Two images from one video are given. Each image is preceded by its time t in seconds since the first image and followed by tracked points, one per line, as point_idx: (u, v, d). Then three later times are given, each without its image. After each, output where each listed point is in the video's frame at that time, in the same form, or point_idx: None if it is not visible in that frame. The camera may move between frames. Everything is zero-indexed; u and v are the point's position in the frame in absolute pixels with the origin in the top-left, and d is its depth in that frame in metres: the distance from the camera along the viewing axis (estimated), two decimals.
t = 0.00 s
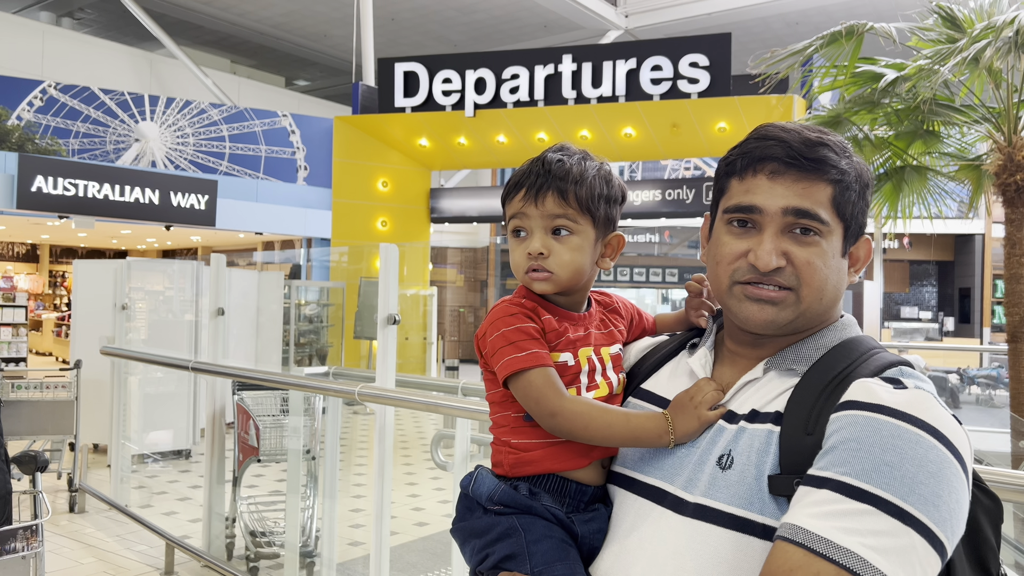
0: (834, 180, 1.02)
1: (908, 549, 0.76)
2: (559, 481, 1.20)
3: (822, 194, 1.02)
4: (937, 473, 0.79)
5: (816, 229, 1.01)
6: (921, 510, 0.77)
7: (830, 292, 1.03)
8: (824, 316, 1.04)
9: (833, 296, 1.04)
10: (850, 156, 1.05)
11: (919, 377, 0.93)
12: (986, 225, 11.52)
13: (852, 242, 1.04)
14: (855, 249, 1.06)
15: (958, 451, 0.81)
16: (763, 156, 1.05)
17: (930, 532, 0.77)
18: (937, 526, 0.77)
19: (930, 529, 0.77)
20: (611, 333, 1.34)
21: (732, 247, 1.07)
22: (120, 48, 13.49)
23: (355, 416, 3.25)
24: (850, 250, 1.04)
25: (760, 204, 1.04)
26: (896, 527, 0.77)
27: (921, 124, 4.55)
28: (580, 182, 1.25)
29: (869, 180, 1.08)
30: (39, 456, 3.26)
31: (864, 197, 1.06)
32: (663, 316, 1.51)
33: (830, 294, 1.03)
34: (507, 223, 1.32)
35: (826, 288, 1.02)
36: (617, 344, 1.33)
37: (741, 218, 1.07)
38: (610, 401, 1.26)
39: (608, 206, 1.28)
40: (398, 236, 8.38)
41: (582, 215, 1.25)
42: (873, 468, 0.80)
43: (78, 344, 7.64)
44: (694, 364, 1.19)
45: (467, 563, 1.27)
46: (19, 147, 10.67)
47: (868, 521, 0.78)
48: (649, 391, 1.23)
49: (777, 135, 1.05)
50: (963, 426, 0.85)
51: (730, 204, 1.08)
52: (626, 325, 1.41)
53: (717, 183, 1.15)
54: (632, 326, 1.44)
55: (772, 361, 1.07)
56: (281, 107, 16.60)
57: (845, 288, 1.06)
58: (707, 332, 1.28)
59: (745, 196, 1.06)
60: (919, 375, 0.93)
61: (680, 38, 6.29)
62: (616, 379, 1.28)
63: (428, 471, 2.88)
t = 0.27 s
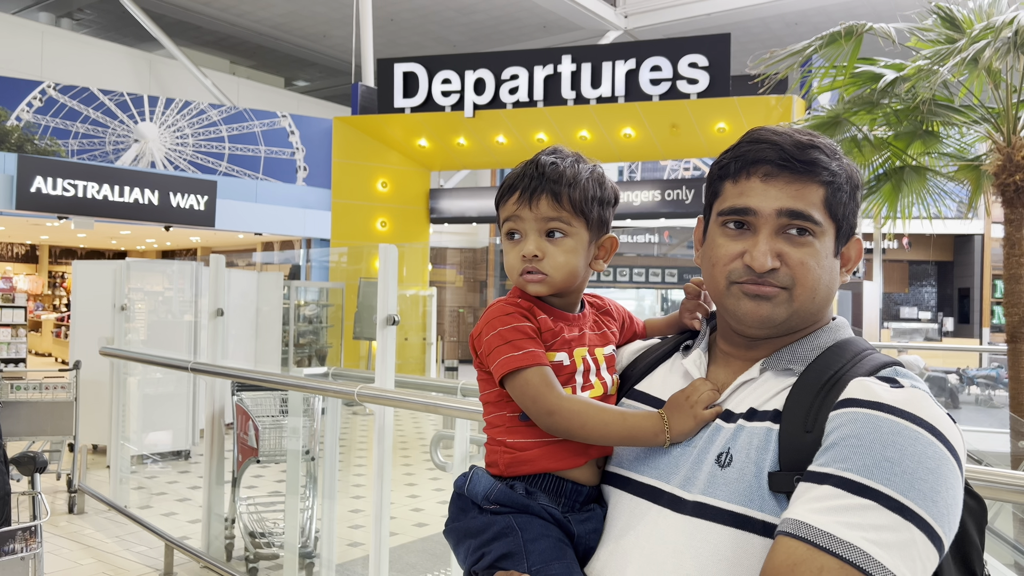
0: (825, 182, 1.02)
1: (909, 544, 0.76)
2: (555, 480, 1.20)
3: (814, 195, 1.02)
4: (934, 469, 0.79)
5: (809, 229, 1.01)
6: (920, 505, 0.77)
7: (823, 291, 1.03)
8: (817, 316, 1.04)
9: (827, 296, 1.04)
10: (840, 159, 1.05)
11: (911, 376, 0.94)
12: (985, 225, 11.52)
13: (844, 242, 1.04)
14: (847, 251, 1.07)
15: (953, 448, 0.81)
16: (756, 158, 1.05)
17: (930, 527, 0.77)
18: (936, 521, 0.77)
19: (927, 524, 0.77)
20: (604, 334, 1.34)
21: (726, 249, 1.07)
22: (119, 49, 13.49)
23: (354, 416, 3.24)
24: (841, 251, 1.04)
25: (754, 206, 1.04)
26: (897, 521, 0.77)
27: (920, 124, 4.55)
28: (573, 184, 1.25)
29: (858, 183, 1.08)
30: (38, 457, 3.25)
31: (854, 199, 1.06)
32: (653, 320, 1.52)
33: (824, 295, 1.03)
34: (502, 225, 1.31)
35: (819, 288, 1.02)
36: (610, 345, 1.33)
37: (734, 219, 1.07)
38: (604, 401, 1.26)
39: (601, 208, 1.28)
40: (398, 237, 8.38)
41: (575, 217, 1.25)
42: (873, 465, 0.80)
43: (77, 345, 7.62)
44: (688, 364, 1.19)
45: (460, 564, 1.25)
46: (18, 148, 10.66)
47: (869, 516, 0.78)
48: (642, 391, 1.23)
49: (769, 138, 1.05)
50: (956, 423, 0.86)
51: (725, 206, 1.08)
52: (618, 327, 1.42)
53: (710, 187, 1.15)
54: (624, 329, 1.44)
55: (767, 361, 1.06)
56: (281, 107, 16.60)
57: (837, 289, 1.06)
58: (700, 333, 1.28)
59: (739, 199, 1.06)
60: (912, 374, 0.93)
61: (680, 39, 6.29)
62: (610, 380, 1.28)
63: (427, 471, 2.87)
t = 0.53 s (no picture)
0: (834, 185, 1.03)
1: (904, 544, 0.76)
2: (553, 475, 1.20)
3: (823, 198, 1.02)
4: (930, 471, 0.79)
5: (816, 231, 1.02)
6: (915, 506, 0.77)
7: (829, 293, 1.03)
8: (821, 318, 1.04)
9: (831, 298, 1.04)
10: (848, 164, 1.06)
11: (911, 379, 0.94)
12: (985, 225, 11.52)
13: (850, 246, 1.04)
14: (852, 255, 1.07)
15: (949, 450, 0.82)
16: (766, 159, 1.05)
17: (924, 528, 0.77)
18: (931, 522, 0.77)
19: (922, 525, 0.77)
20: (606, 332, 1.34)
21: (734, 248, 1.07)
22: (119, 49, 13.49)
23: (354, 416, 3.24)
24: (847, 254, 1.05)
25: (763, 206, 1.04)
26: (893, 521, 0.77)
27: (920, 124, 4.55)
28: (574, 182, 1.25)
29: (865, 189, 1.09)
30: (38, 458, 3.25)
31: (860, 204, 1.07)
32: (654, 321, 1.51)
33: (828, 296, 1.03)
34: (503, 223, 1.31)
35: (825, 289, 1.02)
36: (612, 343, 1.33)
37: (743, 219, 1.07)
38: (605, 398, 1.26)
39: (602, 206, 1.28)
40: (397, 237, 8.38)
41: (576, 215, 1.25)
42: (870, 465, 0.80)
43: (77, 345, 7.63)
44: (689, 364, 1.19)
45: (457, 556, 1.26)
46: (18, 148, 10.66)
47: (865, 516, 0.78)
48: (642, 390, 1.23)
49: (779, 140, 1.06)
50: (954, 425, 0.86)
51: (733, 206, 1.08)
52: (619, 326, 1.41)
53: (717, 187, 1.15)
54: (625, 328, 1.44)
55: (767, 362, 1.06)
56: (281, 108, 16.60)
57: (841, 292, 1.06)
58: (701, 333, 1.28)
59: (748, 198, 1.06)
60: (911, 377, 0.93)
61: (680, 39, 6.29)
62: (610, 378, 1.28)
63: (427, 471, 2.88)
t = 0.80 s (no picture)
0: (846, 190, 1.03)
1: (900, 552, 0.77)
2: (554, 474, 1.20)
3: (834, 202, 1.02)
4: (930, 479, 0.79)
5: (826, 236, 1.02)
6: (914, 514, 0.77)
7: (835, 297, 1.03)
8: (828, 322, 1.05)
9: (838, 303, 1.04)
10: (860, 170, 1.06)
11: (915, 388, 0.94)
12: (985, 225, 11.51)
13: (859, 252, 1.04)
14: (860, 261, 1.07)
15: (950, 458, 0.82)
16: (778, 162, 1.05)
17: (922, 536, 0.77)
18: (929, 530, 0.77)
19: (921, 533, 0.77)
20: (611, 334, 1.34)
21: (743, 248, 1.07)
22: (119, 50, 13.49)
23: (354, 417, 3.25)
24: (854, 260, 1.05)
25: (773, 208, 1.04)
26: (889, 529, 0.77)
27: (920, 124, 4.55)
28: (582, 184, 1.25)
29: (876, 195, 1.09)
30: (38, 459, 3.25)
31: (871, 211, 1.07)
32: (661, 323, 1.51)
33: (834, 301, 1.03)
34: (512, 223, 1.31)
35: (832, 294, 1.02)
36: (616, 345, 1.33)
37: (752, 220, 1.07)
38: (608, 398, 1.26)
39: (611, 209, 1.28)
40: (398, 237, 8.38)
41: (584, 218, 1.25)
42: (869, 472, 0.80)
43: (77, 346, 7.63)
44: (692, 366, 1.19)
45: (458, 553, 1.26)
46: (18, 149, 10.68)
47: (863, 523, 0.78)
48: (643, 391, 1.23)
49: (792, 142, 1.05)
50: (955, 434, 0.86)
51: (743, 207, 1.08)
52: (626, 328, 1.42)
53: (728, 187, 1.15)
54: (632, 330, 1.44)
55: (770, 365, 1.06)
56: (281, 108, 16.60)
57: (847, 297, 1.06)
58: (705, 337, 1.28)
59: (759, 200, 1.06)
60: (914, 385, 0.93)
61: (680, 39, 6.29)
62: (614, 379, 1.28)
63: (427, 471, 2.88)
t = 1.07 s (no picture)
0: (838, 181, 1.03)
1: (906, 550, 0.77)
2: (557, 479, 1.20)
3: (827, 193, 1.02)
4: (933, 476, 0.79)
5: (819, 226, 1.02)
6: (917, 511, 0.77)
7: (830, 289, 1.03)
8: (823, 315, 1.04)
9: (833, 294, 1.04)
10: (854, 161, 1.06)
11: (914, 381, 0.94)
12: (984, 225, 11.51)
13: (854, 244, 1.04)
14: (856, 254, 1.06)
15: (953, 453, 0.82)
16: (771, 154, 1.06)
17: (928, 534, 0.77)
18: (933, 527, 0.77)
19: (927, 531, 0.77)
20: (609, 335, 1.34)
21: (736, 242, 1.07)
22: (119, 50, 13.49)
23: (354, 417, 3.27)
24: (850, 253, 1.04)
25: (766, 200, 1.05)
26: (893, 527, 0.77)
27: (919, 125, 4.54)
28: (587, 187, 1.25)
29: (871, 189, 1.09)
30: (38, 459, 3.25)
31: (865, 204, 1.06)
32: (660, 322, 1.51)
33: (829, 293, 1.03)
34: (513, 225, 1.32)
35: (827, 285, 1.02)
36: (614, 347, 1.33)
37: (746, 212, 1.07)
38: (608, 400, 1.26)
39: (613, 212, 1.28)
40: (397, 238, 8.38)
41: (587, 220, 1.25)
42: (871, 471, 0.80)
43: (77, 346, 7.63)
44: (691, 365, 1.19)
45: (464, 562, 1.26)
46: (18, 149, 10.70)
47: (867, 523, 0.78)
48: (643, 392, 1.23)
49: (784, 135, 1.06)
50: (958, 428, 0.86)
51: (737, 200, 1.08)
52: (624, 329, 1.42)
53: (723, 183, 1.15)
54: (629, 330, 1.45)
55: (770, 363, 1.06)
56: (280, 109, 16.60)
57: (844, 291, 1.06)
58: (704, 335, 1.28)
59: (752, 192, 1.06)
60: (914, 379, 0.93)
61: (679, 40, 6.29)
62: (614, 380, 1.28)
63: (427, 472, 2.88)
